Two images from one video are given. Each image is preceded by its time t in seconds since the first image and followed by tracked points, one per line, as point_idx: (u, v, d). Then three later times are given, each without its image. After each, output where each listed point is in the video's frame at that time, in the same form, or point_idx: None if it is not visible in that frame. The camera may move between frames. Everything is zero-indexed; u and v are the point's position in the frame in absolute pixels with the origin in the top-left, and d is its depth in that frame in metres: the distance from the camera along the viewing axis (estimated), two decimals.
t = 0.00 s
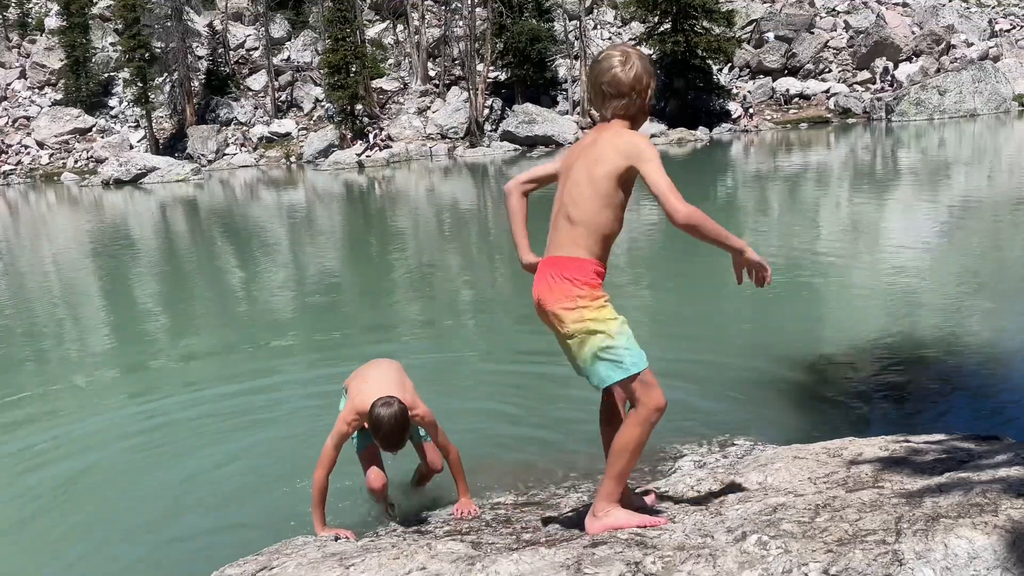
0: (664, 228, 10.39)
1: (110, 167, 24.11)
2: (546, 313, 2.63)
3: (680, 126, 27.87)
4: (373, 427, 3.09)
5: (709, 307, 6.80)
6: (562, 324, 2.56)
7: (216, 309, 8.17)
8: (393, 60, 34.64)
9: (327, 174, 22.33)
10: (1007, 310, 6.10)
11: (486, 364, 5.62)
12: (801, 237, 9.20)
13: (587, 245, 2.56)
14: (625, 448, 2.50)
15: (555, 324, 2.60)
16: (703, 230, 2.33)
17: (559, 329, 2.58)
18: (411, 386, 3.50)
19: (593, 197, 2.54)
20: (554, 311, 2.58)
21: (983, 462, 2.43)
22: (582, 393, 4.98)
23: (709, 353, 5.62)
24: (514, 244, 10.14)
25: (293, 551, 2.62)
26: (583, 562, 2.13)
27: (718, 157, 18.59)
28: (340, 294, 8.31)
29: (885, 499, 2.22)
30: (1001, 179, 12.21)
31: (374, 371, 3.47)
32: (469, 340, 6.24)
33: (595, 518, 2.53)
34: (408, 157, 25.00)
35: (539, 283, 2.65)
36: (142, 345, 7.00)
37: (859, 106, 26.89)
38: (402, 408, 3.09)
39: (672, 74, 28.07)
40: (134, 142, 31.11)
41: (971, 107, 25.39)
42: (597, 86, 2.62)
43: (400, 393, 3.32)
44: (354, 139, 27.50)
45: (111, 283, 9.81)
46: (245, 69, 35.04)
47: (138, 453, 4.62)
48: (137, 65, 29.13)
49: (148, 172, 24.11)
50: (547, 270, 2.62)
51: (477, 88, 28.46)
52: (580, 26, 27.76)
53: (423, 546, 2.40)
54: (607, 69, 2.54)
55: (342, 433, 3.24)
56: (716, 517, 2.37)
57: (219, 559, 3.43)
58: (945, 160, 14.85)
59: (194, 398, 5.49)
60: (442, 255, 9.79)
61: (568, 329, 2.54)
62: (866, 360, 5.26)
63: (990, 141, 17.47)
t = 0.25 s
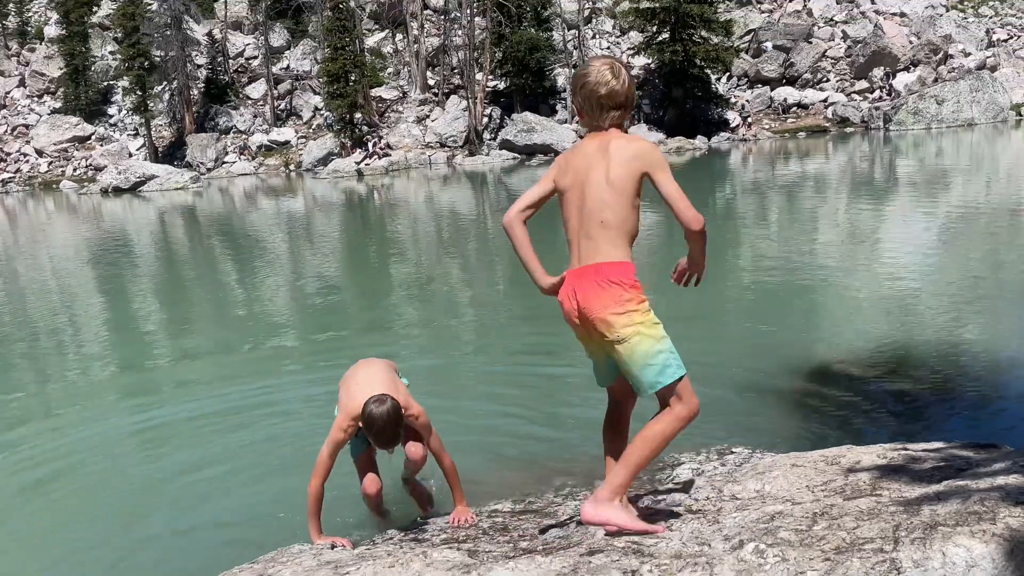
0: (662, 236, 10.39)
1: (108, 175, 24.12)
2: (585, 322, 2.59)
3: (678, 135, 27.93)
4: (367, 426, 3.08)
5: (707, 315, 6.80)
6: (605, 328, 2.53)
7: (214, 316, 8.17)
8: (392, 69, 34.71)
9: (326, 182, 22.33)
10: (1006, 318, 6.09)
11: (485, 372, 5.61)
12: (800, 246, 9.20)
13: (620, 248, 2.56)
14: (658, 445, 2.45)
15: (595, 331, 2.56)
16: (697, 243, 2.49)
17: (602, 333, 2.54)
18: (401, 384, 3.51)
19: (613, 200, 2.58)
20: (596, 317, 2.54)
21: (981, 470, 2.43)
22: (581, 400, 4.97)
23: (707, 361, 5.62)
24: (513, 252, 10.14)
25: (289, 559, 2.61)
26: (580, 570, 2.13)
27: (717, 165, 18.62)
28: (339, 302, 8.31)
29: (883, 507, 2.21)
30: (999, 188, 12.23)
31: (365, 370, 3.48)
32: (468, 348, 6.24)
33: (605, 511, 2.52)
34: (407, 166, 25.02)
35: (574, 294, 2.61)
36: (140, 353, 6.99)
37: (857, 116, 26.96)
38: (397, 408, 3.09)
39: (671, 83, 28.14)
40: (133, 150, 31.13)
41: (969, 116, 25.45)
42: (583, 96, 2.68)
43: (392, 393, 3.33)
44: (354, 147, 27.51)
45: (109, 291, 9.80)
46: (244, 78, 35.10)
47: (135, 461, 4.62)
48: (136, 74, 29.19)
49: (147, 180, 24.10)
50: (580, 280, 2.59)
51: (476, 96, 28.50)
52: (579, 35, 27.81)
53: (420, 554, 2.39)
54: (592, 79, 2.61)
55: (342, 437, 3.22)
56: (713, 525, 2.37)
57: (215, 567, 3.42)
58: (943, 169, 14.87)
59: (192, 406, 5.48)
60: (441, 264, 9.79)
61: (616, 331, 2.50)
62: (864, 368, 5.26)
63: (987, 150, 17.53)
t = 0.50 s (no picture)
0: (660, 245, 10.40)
1: (106, 184, 24.14)
2: (622, 320, 2.60)
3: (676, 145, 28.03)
4: (362, 435, 3.07)
5: (705, 324, 6.80)
6: (644, 323, 2.57)
7: (211, 325, 8.16)
8: (391, 79, 34.80)
9: (325, 191, 22.35)
10: (1004, 328, 6.09)
11: (482, 381, 5.59)
12: (798, 255, 9.21)
13: (642, 245, 2.62)
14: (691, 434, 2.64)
15: (633, 327, 2.58)
16: (690, 239, 2.60)
17: (642, 328, 2.57)
18: (403, 393, 3.43)
19: (626, 200, 2.63)
20: (634, 312, 2.57)
21: (978, 481, 2.42)
22: (577, 409, 4.96)
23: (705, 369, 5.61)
24: (511, 261, 10.15)
25: (283, 569, 2.61)
26: None
27: (715, 175, 18.68)
28: (337, 311, 8.30)
29: (879, 518, 2.20)
30: (997, 198, 12.26)
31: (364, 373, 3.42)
32: (465, 357, 6.22)
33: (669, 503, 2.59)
34: (405, 175, 25.05)
35: (605, 294, 2.61)
36: (137, 362, 6.98)
37: (855, 126, 27.06)
38: (391, 421, 3.06)
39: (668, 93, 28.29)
40: (131, 159, 31.18)
41: (966, 126, 25.56)
42: (571, 104, 2.73)
43: (391, 404, 3.24)
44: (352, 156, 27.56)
45: (106, 300, 9.79)
46: (243, 88, 35.21)
47: (131, 469, 4.60)
48: (135, 83, 29.25)
49: (145, 189, 24.11)
50: (609, 280, 2.60)
51: (475, 106, 28.58)
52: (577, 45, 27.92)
53: (415, 565, 2.39)
54: (583, 87, 2.66)
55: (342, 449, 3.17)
56: (709, 535, 2.37)
57: None
58: (941, 179, 14.91)
59: (188, 414, 5.47)
60: (439, 272, 9.79)
61: (657, 324, 2.57)
62: (862, 378, 5.25)
63: (985, 160, 17.57)
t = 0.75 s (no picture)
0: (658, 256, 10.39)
1: (103, 194, 24.11)
2: (647, 324, 2.64)
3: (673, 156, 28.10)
4: (379, 425, 3.03)
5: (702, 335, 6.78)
6: (668, 327, 2.63)
7: (207, 335, 8.15)
8: (388, 90, 34.90)
9: (322, 202, 22.36)
10: (1002, 340, 6.08)
11: (478, 392, 5.58)
12: (795, 266, 9.21)
13: (661, 250, 2.67)
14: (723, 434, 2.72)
15: (657, 332, 2.64)
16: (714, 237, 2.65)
17: (666, 333, 2.63)
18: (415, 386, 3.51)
19: (643, 204, 2.67)
20: (659, 316, 2.63)
21: (973, 493, 2.41)
22: (573, 420, 4.94)
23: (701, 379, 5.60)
24: (508, 272, 10.14)
25: None
26: None
27: (713, 187, 18.71)
28: (333, 321, 8.29)
29: (874, 530, 2.19)
30: (994, 210, 12.28)
31: (377, 369, 3.53)
32: (461, 368, 6.20)
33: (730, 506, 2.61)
34: (403, 186, 25.06)
35: (629, 301, 2.64)
36: (132, 372, 6.97)
37: (851, 138, 27.16)
38: (409, 407, 3.05)
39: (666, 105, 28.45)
40: (129, 169, 31.17)
41: (963, 138, 25.66)
42: (580, 109, 2.74)
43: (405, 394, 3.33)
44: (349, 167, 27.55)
45: (102, 310, 9.77)
46: (241, 99, 35.26)
47: (124, 479, 4.58)
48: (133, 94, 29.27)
49: (142, 200, 24.09)
50: (635, 285, 2.64)
51: (472, 118, 28.64)
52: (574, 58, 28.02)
53: None
54: (591, 92, 2.68)
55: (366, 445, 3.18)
56: (703, 547, 2.37)
57: None
58: (937, 191, 14.94)
59: (183, 425, 5.46)
60: (435, 284, 9.78)
61: (681, 330, 2.63)
62: (859, 389, 5.23)
63: (981, 172, 17.62)
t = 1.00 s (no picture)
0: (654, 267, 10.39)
1: (100, 204, 24.08)
2: (673, 325, 2.65)
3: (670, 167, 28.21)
4: (397, 406, 2.87)
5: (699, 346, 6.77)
6: (694, 329, 2.65)
7: (203, 345, 8.13)
8: (386, 101, 35.00)
9: (319, 212, 22.38)
10: (1000, 352, 6.07)
11: (475, 403, 5.56)
12: (793, 278, 9.22)
13: (691, 252, 2.69)
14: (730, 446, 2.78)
15: (683, 332, 2.65)
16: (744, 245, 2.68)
17: (692, 334, 2.65)
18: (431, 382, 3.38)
19: (680, 203, 2.69)
20: (685, 316, 2.64)
21: (970, 502, 2.41)
22: (570, 431, 4.92)
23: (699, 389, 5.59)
24: (505, 282, 10.14)
25: None
26: None
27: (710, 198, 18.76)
28: (330, 332, 8.28)
29: (870, 539, 2.18)
30: (990, 223, 12.31)
31: (391, 358, 3.41)
32: (457, 378, 6.19)
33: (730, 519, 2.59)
34: (401, 196, 25.10)
35: (656, 299, 2.64)
36: (127, 382, 6.94)
37: (848, 150, 27.27)
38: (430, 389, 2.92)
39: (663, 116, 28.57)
40: (126, 179, 31.19)
41: (959, 151, 25.79)
42: (622, 107, 2.77)
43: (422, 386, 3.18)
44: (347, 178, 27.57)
45: (98, 320, 9.75)
46: (239, 109, 35.30)
47: (119, 488, 4.56)
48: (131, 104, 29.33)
49: (139, 210, 24.08)
50: (665, 284, 2.65)
51: (470, 129, 28.72)
52: (572, 69, 28.13)
53: None
54: (633, 91, 2.72)
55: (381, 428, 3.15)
56: (699, 558, 2.37)
57: None
58: (934, 203, 14.98)
59: (178, 435, 5.43)
60: (433, 294, 9.77)
61: (706, 333, 2.65)
62: (856, 400, 5.22)
63: (977, 184, 17.67)
